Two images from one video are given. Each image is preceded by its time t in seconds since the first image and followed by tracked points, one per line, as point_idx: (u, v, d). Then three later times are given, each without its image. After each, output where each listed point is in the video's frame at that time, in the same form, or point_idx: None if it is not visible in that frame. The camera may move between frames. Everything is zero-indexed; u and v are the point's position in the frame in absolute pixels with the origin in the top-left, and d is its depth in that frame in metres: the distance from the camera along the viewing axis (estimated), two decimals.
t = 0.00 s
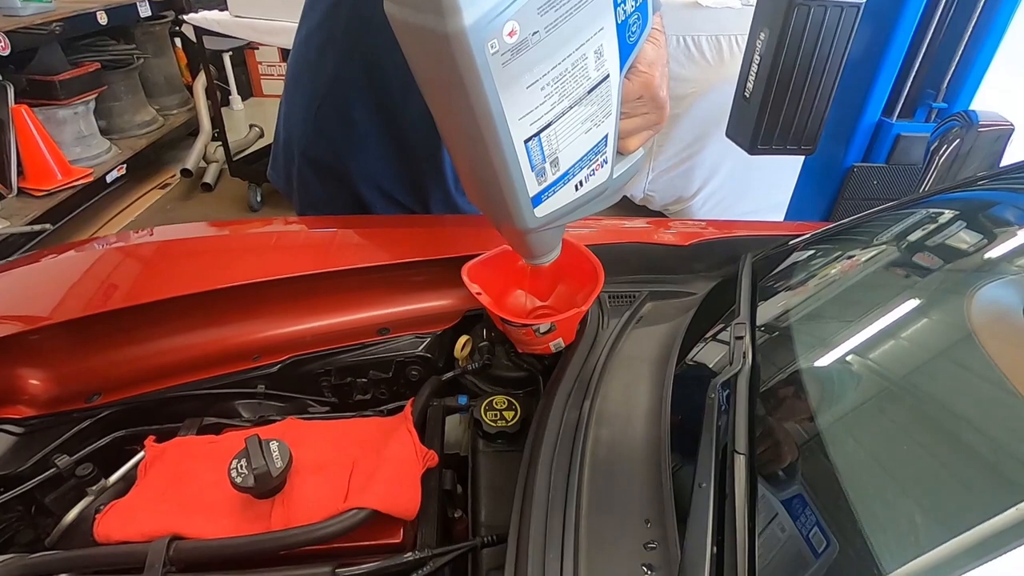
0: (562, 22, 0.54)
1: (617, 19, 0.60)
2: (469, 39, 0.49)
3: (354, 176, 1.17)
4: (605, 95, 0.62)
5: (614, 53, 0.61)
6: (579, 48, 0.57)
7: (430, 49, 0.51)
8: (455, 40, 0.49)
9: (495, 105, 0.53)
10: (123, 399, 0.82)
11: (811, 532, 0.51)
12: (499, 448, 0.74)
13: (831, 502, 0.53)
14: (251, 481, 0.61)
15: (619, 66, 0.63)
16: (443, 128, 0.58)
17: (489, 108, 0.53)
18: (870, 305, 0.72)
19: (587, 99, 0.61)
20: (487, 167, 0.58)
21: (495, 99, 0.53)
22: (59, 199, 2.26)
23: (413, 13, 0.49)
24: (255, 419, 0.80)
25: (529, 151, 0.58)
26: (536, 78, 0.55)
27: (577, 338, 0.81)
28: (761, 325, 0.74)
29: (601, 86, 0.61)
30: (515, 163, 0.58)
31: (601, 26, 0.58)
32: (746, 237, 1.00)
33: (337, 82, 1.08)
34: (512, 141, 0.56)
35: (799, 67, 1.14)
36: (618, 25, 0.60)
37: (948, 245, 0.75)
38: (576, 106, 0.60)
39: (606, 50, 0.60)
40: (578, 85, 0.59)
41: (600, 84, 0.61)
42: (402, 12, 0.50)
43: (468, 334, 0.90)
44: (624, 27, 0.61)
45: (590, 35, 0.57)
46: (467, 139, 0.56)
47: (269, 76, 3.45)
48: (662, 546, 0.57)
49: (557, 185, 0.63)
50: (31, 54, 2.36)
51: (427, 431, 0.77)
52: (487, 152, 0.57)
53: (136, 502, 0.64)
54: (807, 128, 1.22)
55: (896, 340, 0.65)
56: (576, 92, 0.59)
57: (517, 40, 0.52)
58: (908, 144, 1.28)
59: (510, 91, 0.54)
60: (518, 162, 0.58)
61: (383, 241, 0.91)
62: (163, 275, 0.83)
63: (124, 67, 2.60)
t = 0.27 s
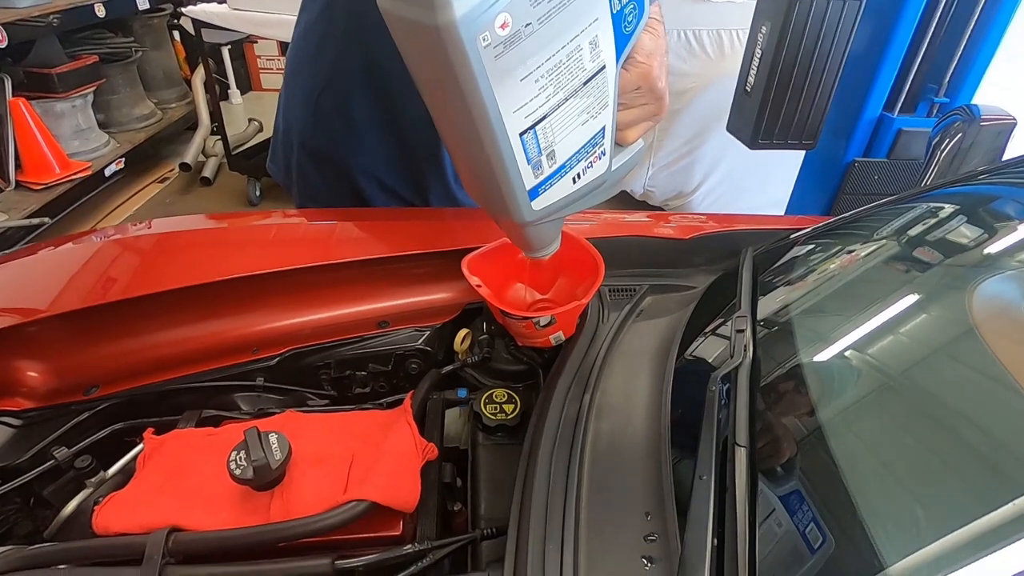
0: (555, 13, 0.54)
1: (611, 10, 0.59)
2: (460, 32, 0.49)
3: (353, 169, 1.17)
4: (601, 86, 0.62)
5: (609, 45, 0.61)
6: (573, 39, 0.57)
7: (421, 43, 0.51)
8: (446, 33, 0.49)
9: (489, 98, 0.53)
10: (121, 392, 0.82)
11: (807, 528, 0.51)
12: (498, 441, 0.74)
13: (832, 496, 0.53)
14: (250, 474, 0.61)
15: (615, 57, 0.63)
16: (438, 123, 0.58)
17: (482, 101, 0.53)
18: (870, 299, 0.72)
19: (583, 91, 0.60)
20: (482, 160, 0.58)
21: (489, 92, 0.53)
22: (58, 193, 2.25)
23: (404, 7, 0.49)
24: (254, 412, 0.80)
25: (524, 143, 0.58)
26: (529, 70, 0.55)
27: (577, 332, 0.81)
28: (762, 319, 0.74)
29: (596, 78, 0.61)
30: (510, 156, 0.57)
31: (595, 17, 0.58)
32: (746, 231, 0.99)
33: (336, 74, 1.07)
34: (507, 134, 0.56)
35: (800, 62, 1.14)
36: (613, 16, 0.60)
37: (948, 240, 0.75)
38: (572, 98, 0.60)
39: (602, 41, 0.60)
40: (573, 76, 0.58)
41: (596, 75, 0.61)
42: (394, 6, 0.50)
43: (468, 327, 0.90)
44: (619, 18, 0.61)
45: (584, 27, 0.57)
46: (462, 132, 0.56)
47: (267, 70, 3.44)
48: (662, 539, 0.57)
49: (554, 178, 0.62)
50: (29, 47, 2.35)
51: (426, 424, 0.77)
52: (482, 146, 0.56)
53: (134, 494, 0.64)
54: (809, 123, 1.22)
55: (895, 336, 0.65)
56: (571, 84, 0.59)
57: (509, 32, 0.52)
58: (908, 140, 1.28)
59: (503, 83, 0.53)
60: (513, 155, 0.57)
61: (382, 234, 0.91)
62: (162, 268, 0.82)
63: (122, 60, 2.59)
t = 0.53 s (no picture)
0: (554, 4, 0.53)
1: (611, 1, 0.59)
2: (459, 24, 0.48)
3: (353, 163, 1.16)
4: (602, 78, 0.62)
5: (609, 37, 0.60)
6: (573, 31, 0.56)
7: (419, 36, 0.50)
8: (444, 25, 0.48)
9: (488, 91, 0.53)
10: (119, 386, 0.81)
11: (808, 525, 0.51)
12: (498, 436, 0.73)
13: (834, 491, 0.53)
14: (248, 468, 0.61)
15: (616, 49, 0.62)
16: (438, 117, 0.58)
17: (482, 94, 0.53)
18: (870, 296, 0.72)
19: (584, 83, 0.60)
20: (482, 155, 0.57)
21: (488, 85, 0.52)
22: (56, 188, 2.24)
23: None
24: (252, 406, 0.80)
25: (524, 137, 0.57)
26: (529, 62, 0.54)
27: (578, 327, 0.81)
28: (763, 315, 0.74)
29: (597, 70, 0.60)
30: (510, 150, 0.57)
31: (595, 8, 0.57)
32: (748, 226, 0.99)
33: (336, 68, 1.07)
34: (507, 127, 0.55)
35: (802, 58, 1.13)
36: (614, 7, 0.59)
37: (949, 236, 0.75)
38: (573, 90, 0.59)
39: (602, 33, 0.59)
40: (573, 68, 0.58)
41: (596, 67, 0.60)
42: None
43: (469, 322, 0.89)
44: (620, 9, 0.61)
45: (584, 18, 0.56)
46: (462, 126, 0.56)
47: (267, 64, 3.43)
48: (663, 534, 0.56)
49: (555, 172, 0.62)
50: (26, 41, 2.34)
51: (426, 419, 0.76)
52: (481, 140, 0.56)
53: (132, 488, 0.64)
54: (810, 119, 1.21)
55: (894, 334, 0.65)
56: (572, 76, 0.58)
57: (508, 23, 0.51)
58: (909, 135, 1.27)
59: (502, 75, 0.53)
60: (513, 149, 0.57)
61: (382, 228, 0.90)
62: (161, 262, 0.82)
63: (120, 54, 2.58)
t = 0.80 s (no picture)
0: None
1: None
2: (463, 20, 0.48)
3: (354, 159, 1.16)
4: (607, 74, 0.61)
5: (615, 32, 0.60)
6: (579, 26, 0.56)
7: (424, 33, 0.50)
8: (449, 21, 0.48)
9: (494, 87, 0.52)
10: (120, 381, 0.81)
11: (810, 523, 0.51)
12: (501, 432, 0.73)
13: (838, 487, 0.53)
14: (252, 463, 0.61)
15: (621, 44, 0.62)
16: (442, 114, 0.57)
17: (487, 91, 0.52)
18: (869, 295, 0.72)
19: (589, 78, 0.60)
20: (488, 152, 0.57)
21: (493, 81, 0.52)
22: (56, 183, 2.24)
23: None
24: (254, 402, 0.80)
25: (530, 134, 0.57)
26: (534, 57, 0.54)
27: (581, 322, 0.81)
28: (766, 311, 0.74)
29: (602, 65, 0.60)
30: (516, 147, 0.57)
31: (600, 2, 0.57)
32: (750, 222, 0.99)
33: (337, 63, 1.06)
34: (512, 124, 0.55)
35: (805, 54, 1.13)
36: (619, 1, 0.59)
37: (952, 233, 0.74)
38: (578, 86, 0.59)
39: (607, 28, 0.59)
40: (579, 64, 0.58)
41: (602, 62, 0.60)
42: None
43: (471, 317, 0.89)
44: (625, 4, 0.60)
45: (589, 13, 0.56)
46: (467, 123, 0.55)
47: (267, 60, 3.42)
48: (667, 529, 0.56)
49: (561, 168, 0.62)
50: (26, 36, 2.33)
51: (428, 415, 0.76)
52: (486, 136, 0.56)
53: (135, 483, 0.64)
54: (813, 115, 1.21)
55: (895, 331, 0.65)
56: (577, 72, 0.58)
57: (513, 19, 0.51)
58: (912, 132, 1.27)
59: (508, 71, 0.53)
60: (519, 145, 0.57)
61: (384, 223, 0.90)
62: (163, 257, 0.82)
63: (120, 49, 2.58)
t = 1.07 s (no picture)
0: (545, 4, 0.53)
1: None
2: (447, 30, 0.47)
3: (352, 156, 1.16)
4: (597, 77, 0.61)
5: (604, 33, 0.60)
6: (566, 30, 0.55)
7: (406, 44, 0.49)
8: (433, 32, 0.47)
9: (481, 95, 0.52)
10: (118, 377, 0.81)
11: (804, 526, 0.50)
12: (499, 428, 0.73)
13: (835, 484, 0.53)
14: (248, 459, 0.61)
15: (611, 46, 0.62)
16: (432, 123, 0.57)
17: (474, 100, 0.52)
18: (870, 290, 0.72)
19: (579, 82, 0.59)
20: (479, 159, 0.57)
21: (480, 90, 0.52)
22: (55, 179, 2.23)
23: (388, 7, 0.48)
24: (250, 399, 0.81)
25: (520, 140, 0.57)
26: (521, 65, 0.54)
27: (579, 318, 0.81)
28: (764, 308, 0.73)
29: (592, 67, 0.60)
30: (506, 153, 0.56)
31: (587, 6, 0.56)
32: (749, 219, 0.99)
33: (336, 59, 1.06)
34: (501, 131, 0.55)
35: (805, 52, 1.12)
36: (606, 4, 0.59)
37: (951, 230, 0.74)
38: (568, 90, 0.59)
39: (596, 30, 0.58)
40: (568, 68, 0.57)
41: (591, 65, 0.60)
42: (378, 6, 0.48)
43: (468, 314, 0.90)
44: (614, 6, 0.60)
45: (576, 17, 0.56)
46: (457, 131, 0.55)
47: (266, 57, 3.41)
48: (664, 526, 0.56)
49: (554, 171, 0.62)
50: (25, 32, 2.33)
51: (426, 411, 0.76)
52: (476, 144, 0.55)
53: (131, 479, 0.64)
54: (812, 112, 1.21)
55: (894, 328, 0.65)
56: (566, 76, 0.58)
57: (498, 27, 0.50)
58: (913, 129, 1.26)
59: (495, 79, 0.52)
60: (509, 151, 0.57)
61: (382, 220, 0.90)
62: (160, 253, 0.82)
63: (119, 46, 2.57)
